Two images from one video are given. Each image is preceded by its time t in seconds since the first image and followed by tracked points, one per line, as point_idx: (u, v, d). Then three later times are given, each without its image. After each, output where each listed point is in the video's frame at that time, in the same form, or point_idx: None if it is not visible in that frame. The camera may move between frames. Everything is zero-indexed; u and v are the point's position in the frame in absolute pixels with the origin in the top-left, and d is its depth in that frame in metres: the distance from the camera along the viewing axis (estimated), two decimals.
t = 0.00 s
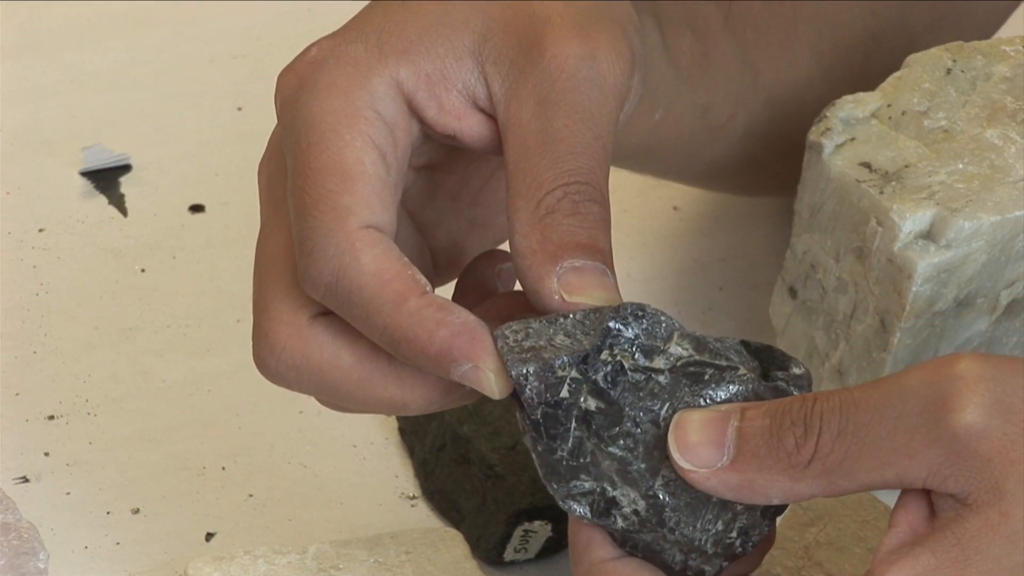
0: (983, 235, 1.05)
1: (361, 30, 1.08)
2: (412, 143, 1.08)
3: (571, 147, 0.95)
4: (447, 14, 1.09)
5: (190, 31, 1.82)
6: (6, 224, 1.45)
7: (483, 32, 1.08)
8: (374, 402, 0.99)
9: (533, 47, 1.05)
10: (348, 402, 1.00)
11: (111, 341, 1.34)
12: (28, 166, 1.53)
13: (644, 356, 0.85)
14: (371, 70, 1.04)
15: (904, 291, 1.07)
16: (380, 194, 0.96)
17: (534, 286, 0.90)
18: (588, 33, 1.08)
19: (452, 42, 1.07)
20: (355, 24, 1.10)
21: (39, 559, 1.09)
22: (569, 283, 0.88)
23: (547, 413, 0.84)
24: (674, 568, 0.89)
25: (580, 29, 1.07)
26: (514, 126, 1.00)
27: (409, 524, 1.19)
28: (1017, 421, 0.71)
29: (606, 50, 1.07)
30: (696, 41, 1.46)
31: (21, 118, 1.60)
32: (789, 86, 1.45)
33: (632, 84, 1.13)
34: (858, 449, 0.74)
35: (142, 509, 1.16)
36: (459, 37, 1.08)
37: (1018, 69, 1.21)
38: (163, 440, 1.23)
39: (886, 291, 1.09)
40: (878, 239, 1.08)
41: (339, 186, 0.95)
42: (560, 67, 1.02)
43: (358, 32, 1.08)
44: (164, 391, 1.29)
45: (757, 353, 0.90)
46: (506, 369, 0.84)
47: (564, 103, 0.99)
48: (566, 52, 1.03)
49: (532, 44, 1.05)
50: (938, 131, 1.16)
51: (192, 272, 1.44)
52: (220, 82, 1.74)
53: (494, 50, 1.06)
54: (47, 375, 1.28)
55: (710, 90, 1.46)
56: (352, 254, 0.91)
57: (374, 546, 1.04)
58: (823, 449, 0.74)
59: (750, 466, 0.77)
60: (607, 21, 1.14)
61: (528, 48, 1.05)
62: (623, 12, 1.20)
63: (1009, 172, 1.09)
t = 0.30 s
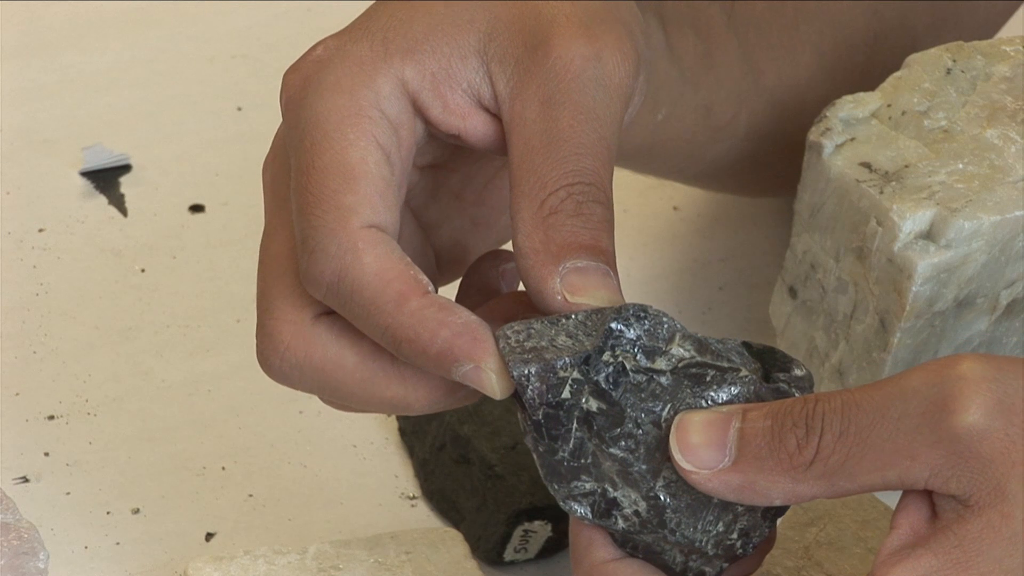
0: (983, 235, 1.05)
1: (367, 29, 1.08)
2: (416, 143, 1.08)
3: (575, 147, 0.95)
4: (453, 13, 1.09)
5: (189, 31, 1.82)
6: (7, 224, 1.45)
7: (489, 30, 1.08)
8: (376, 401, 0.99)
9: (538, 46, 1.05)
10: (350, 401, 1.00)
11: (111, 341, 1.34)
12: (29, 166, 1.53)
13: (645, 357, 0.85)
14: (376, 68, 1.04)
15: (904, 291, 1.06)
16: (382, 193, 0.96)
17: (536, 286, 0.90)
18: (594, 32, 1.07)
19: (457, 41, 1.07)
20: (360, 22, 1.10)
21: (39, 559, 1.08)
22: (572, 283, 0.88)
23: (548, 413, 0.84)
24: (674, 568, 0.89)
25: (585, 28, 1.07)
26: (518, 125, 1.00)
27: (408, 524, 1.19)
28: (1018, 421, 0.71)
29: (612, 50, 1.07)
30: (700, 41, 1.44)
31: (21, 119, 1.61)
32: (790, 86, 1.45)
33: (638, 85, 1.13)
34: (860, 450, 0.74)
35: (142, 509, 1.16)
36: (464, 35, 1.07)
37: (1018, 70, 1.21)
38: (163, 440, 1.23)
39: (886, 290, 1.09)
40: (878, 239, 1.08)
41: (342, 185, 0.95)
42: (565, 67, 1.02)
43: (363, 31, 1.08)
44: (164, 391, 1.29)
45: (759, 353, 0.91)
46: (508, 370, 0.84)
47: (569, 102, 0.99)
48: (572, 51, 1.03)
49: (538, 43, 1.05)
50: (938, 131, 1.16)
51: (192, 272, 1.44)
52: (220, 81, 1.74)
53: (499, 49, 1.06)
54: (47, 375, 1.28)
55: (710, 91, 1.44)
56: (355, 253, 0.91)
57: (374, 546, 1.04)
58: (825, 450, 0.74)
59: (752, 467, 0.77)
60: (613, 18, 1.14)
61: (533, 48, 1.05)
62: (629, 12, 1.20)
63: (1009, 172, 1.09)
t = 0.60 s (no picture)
0: (983, 235, 1.05)
1: (371, 23, 1.09)
2: (420, 137, 1.08)
3: (580, 141, 0.95)
4: (458, 8, 1.09)
5: (190, 31, 1.82)
6: (6, 224, 1.45)
7: (494, 24, 1.08)
8: (379, 396, 0.99)
9: (543, 40, 1.05)
10: (353, 396, 1.00)
11: (111, 341, 1.34)
12: (29, 166, 1.53)
13: (648, 351, 0.85)
14: (381, 63, 1.04)
15: (904, 290, 1.07)
16: (385, 187, 0.96)
17: (539, 280, 0.90)
18: (599, 27, 1.07)
19: (462, 35, 1.07)
20: (365, 17, 1.10)
21: (39, 559, 1.08)
22: (575, 277, 0.88)
23: (550, 407, 0.84)
24: (676, 563, 0.89)
25: (591, 22, 1.07)
26: (523, 119, 1.00)
27: (408, 524, 1.19)
28: (1021, 418, 0.71)
29: (617, 44, 1.07)
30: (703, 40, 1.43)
31: (21, 119, 1.61)
32: (790, 86, 1.45)
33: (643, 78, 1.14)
34: (863, 445, 0.74)
35: (142, 509, 1.15)
36: (469, 30, 1.08)
37: (1017, 70, 1.21)
38: (163, 440, 1.23)
39: (886, 291, 1.09)
40: (878, 240, 1.08)
41: (345, 179, 0.95)
42: (570, 61, 1.02)
43: (369, 26, 1.08)
44: (164, 391, 1.29)
45: (762, 349, 0.91)
46: (510, 364, 0.84)
47: (574, 96, 0.99)
48: (577, 46, 1.03)
49: (543, 37, 1.05)
50: (938, 131, 1.16)
51: (192, 272, 1.44)
52: (220, 82, 1.74)
53: (504, 43, 1.06)
54: (47, 375, 1.28)
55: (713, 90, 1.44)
56: (357, 247, 0.91)
57: (374, 546, 1.04)
58: (827, 445, 0.74)
59: (754, 462, 0.77)
60: (618, 12, 1.14)
61: (538, 41, 1.05)
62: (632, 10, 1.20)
63: (1009, 172, 1.09)
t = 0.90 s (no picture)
0: (983, 235, 1.05)
1: (370, 23, 1.08)
2: (419, 136, 1.07)
3: (579, 141, 0.95)
4: (457, 8, 1.09)
5: (189, 31, 1.82)
6: (6, 224, 1.45)
7: (493, 23, 1.08)
8: (377, 395, 0.99)
9: (542, 40, 1.05)
10: (352, 395, 1.00)
11: (111, 341, 1.34)
12: (29, 166, 1.53)
13: (647, 352, 0.85)
14: (380, 62, 1.04)
15: (904, 291, 1.07)
16: (384, 187, 0.96)
17: (538, 279, 0.90)
18: (598, 26, 1.08)
19: (461, 34, 1.07)
20: (364, 16, 1.10)
21: (39, 559, 1.08)
22: (574, 276, 0.88)
23: (549, 408, 0.83)
24: (674, 562, 0.89)
25: (589, 22, 1.07)
26: (522, 119, 1.00)
27: (408, 524, 1.19)
28: (1019, 418, 0.72)
29: (616, 44, 1.07)
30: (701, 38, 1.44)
31: (21, 119, 1.61)
32: (790, 85, 1.45)
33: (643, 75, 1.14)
34: (862, 445, 0.74)
35: (142, 509, 1.16)
36: (468, 29, 1.07)
37: (1018, 70, 1.21)
38: (163, 440, 1.23)
39: (886, 291, 1.09)
40: (878, 240, 1.08)
41: (344, 179, 0.95)
42: (569, 60, 1.02)
43: (368, 25, 1.08)
44: (164, 391, 1.29)
45: (760, 349, 0.92)
46: (509, 363, 0.84)
47: (573, 96, 0.99)
48: (575, 45, 1.03)
49: (542, 37, 1.05)
50: (938, 131, 1.16)
51: (192, 272, 1.44)
52: (220, 82, 1.74)
53: (503, 42, 1.06)
54: (46, 375, 1.28)
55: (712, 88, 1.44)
56: (356, 247, 0.91)
57: (374, 546, 1.04)
58: (826, 445, 0.74)
59: (753, 462, 0.77)
60: (617, 12, 1.14)
61: (537, 41, 1.05)
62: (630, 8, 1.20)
63: (1009, 172, 1.09)
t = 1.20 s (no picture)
0: (983, 235, 1.05)
1: (365, 18, 1.08)
2: (415, 131, 1.07)
3: (576, 136, 0.95)
4: (453, 4, 1.09)
5: (190, 31, 1.82)
6: (6, 224, 1.45)
7: (489, 19, 1.08)
8: (374, 389, 0.99)
9: (538, 35, 1.05)
10: (349, 389, 1.00)
11: (111, 341, 1.34)
12: (29, 166, 1.54)
13: (646, 346, 0.84)
14: (376, 57, 1.04)
15: (904, 291, 1.07)
16: (381, 182, 0.96)
17: (537, 274, 0.90)
18: (594, 21, 1.08)
19: (457, 29, 1.07)
20: (359, 11, 1.10)
21: (39, 559, 1.09)
22: (573, 272, 0.88)
23: (548, 401, 0.83)
24: (672, 560, 0.89)
25: (585, 16, 1.08)
26: (519, 114, 1.00)
27: (408, 524, 1.19)
28: (1019, 412, 0.71)
29: (612, 39, 1.07)
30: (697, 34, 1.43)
31: (21, 119, 1.61)
32: (790, 85, 1.45)
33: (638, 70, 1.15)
34: (861, 438, 0.73)
35: (142, 509, 1.16)
36: (464, 25, 1.07)
37: (1017, 70, 1.21)
38: (163, 440, 1.23)
39: (886, 291, 1.09)
40: (878, 240, 1.08)
41: (341, 174, 0.95)
42: (566, 56, 1.02)
43: (364, 20, 1.08)
44: (164, 390, 1.29)
45: (759, 346, 0.91)
46: (508, 356, 0.84)
47: (569, 92, 0.99)
48: (571, 40, 1.03)
49: (538, 32, 1.05)
50: (938, 131, 1.16)
51: (192, 272, 1.44)
52: (220, 82, 1.74)
53: (499, 38, 1.06)
54: (46, 375, 1.28)
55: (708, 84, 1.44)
56: (354, 242, 0.91)
57: (374, 546, 1.04)
58: (825, 438, 0.74)
59: (752, 455, 0.77)
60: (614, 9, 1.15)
61: (533, 36, 1.05)
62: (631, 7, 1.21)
63: (1009, 172, 1.09)
